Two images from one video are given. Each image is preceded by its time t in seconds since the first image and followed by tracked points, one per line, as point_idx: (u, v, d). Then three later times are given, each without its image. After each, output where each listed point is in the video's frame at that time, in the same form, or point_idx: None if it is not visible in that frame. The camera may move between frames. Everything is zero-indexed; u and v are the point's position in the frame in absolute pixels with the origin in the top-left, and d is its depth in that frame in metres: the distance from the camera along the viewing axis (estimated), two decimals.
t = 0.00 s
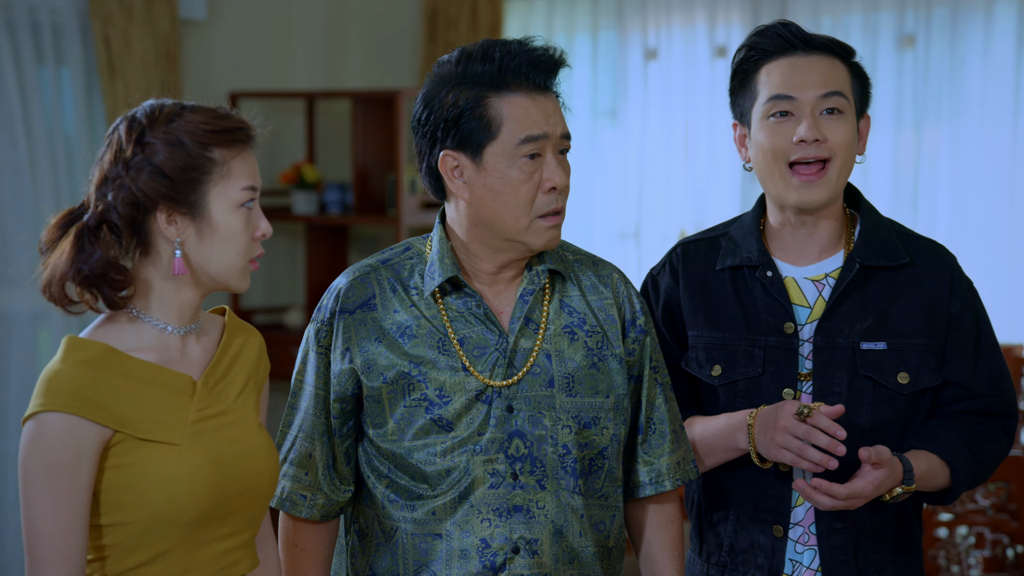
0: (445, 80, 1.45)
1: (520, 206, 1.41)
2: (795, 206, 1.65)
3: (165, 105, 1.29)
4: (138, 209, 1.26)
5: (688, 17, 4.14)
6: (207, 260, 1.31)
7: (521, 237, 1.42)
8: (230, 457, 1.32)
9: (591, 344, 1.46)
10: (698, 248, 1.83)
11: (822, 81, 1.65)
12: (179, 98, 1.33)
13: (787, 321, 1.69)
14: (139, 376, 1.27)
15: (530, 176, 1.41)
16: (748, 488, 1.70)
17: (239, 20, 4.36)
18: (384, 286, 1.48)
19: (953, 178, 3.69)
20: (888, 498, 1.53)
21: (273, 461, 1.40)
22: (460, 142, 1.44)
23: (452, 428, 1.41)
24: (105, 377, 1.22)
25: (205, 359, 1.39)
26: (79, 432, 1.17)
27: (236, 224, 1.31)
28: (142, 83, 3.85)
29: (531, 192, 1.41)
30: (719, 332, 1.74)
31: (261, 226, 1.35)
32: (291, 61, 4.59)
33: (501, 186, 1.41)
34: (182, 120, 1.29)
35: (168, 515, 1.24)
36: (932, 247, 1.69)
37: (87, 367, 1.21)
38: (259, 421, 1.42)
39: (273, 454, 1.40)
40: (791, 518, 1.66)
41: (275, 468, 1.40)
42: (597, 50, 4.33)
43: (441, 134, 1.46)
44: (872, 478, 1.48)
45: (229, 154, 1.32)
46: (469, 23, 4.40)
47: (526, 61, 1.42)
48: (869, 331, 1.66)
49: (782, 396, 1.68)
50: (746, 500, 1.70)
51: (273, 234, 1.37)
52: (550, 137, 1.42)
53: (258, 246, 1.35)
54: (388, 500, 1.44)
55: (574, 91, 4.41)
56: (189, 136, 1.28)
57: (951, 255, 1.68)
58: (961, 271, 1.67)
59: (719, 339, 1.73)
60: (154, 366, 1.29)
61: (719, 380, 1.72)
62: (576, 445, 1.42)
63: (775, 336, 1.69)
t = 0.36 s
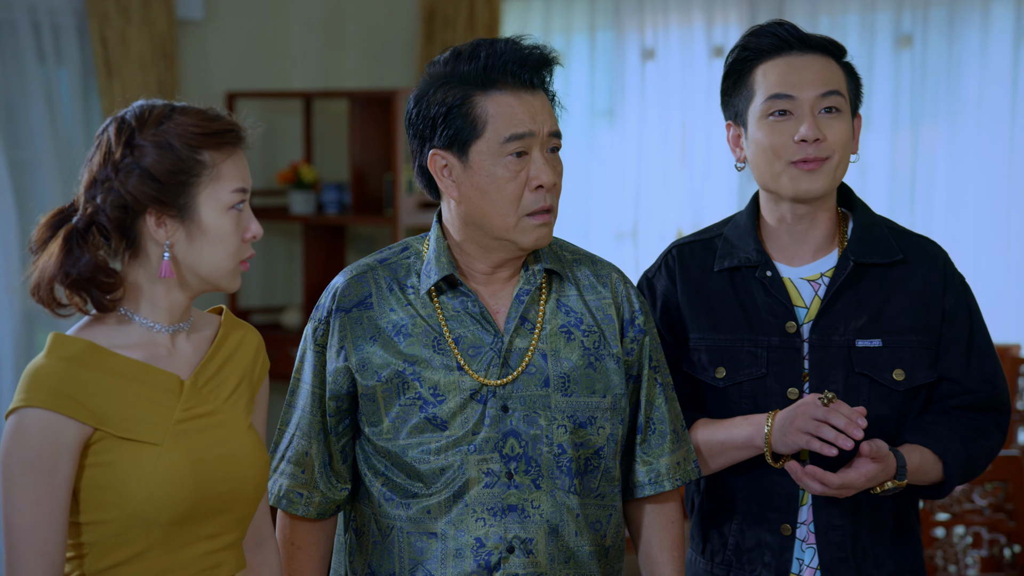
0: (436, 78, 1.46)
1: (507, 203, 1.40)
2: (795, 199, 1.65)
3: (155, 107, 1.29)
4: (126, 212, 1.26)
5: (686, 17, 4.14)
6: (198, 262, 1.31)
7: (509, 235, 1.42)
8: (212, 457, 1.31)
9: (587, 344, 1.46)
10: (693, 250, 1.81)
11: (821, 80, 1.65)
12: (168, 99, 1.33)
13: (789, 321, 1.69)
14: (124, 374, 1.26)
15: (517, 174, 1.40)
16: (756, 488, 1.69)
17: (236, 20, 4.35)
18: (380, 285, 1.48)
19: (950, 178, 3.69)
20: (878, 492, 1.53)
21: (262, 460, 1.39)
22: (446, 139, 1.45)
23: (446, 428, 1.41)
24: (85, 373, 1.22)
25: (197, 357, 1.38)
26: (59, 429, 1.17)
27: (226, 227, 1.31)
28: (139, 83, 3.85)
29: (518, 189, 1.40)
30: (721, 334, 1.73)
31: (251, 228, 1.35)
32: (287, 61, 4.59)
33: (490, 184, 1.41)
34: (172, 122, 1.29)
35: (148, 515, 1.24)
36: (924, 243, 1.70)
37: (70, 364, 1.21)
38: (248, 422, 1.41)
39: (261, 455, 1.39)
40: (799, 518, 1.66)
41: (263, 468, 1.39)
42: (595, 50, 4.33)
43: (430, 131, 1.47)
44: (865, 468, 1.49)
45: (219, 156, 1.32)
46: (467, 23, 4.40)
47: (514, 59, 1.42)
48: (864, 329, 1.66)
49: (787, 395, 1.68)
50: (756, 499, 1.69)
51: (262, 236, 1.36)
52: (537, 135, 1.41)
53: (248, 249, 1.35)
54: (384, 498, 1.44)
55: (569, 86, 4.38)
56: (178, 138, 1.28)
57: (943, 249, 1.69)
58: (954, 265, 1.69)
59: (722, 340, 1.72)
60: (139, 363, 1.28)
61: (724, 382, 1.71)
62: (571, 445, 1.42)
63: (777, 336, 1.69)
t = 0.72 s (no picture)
0: (433, 79, 1.46)
1: (507, 201, 1.40)
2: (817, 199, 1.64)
3: (150, 108, 1.30)
4: (122, 212, 1.26)
5: (685, 17, 4.15)
6: (195, 262, 1.31)
7: (509, 233, 1.42)
8: (200, 462, 1.30)
9: (588, 342, 1.46)
10: (715, 251, 1.81)
11: (840, 77, 1.65)
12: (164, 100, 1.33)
13: (809, 322, 1.70)
14: (113, 376, 1.26)
15: (516, 172, 1.40)
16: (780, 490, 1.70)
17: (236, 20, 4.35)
18: (381, 284, 1.48)
19: (950, 178, 3.70)
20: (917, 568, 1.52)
21: (256, 464, 1.38)
22: (446, 138, 1.45)
23: (447, 426, 1.41)
24: (72, 375, 1.22)
25: (191, 361, 1.37)
26: (43, 431, 1.18)
27: (222, 227, 1.31)
28: (139, 83, 3.85)
29: (518, 187, 1.40)
30: (742, 336, 1.73)
31: (247, 228, 1.34)
32: (287, 61, 4.59)
33: (489, 183, 1.41)
34: (167, 123, 1.29)
35: (133, 520, 1.23)
36: (945, 247, 1.69)
37: (58, 366, 1.22)
38: (244, 426, 1.40)
39: (255, 459, 1.38)
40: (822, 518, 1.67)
41: (256, 472, 1.38)
42: (593, 50, 4.33)
43: (429, 130, 1.47)
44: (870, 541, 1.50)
45: (215, 156, 1.32)
46: (466, 23, 4.40)
47: (510, 60, 1.43)
48: (881, 339, 1.66)
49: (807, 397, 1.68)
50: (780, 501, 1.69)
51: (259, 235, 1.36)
52: (536, 133, 1.41)
53: (245, 248, 1.34)
54: (385, 497, 1.44)
55: (569, 87, 4.38)
56: (173, 138, 1.28)
57: (964, 254, 1.68)
58: (977, 268, 1.68)
59: (743, 343, 1.73)
60: (129, 366, 1.28)
61: (744, 385, 1.71)
62: (571, 444, 1.42)
63: (797, 338, 1.70)
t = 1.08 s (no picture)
0: (436, 81, 1.46)
1: (515, 201, 1.41)
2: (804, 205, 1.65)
3: (150, 109, 1.29)
4: (123, 213, 1.26)
5: (684, 17, 4.15)
6: (195, 263, 1.30)
7: (516, 234, 1.42)
8: (193, 465, 1.30)
9: (589, 342, 1.46)
10: (702, 252, 1.83)
11: (832, 81, 1.65)
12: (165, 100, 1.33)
13: (789, 329, 1.69)
14: (107, 379, 1.26)
15: (524, 173, 1.41)
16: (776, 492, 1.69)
17: (234, 20, 4.35)
18: (381, 283, 1.48)
19: (948, 177, 3.70)
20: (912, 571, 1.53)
21: (253, 468, 1.38)
22: (454, 138, 1.44)
23: (447, 426, 1.41)
24: (65, 377, 1.22)
25: (188, 365, 1.37)
26: (35, 434, 1.18)
27: (223, 227, 1.31)
28: (138, 82, 3.85)
29: (526, 188, 1.40)
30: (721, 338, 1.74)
31: (248, 228, 1.34)
32: (285, 61, 4.58)
33: (497, 183, 1.41)
34: (167, 123, 1.29)
35: (126, 524, 1.23)
36: (933, 249, 1.69)
37: (53, 368, 1.22)
38: (241, 430, 1.40)
39: (252, 464, 1.38)
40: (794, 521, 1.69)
41: (253, 476, 1.38)
42: (592, 50, 4.33)
43: (434, 131, 1.47)
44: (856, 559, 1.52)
45: (216, 156, 1.32)
46: (464, 23, 4.41)
47: (513, 61, 1.43)
48: (870, 340, 1.66)
49: (781, 403, 1.67)
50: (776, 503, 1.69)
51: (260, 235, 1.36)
52: (542, 133, 1.42)
53: (245, 249, 1.34)
54: (385, 497, 1.44)
55: (569, 88, 4.41)
56: (174, 139, 1.28)
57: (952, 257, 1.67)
58: (965, 271, 1.67)
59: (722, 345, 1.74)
60: (124, 369, 1.28)
61: (721, 387, 1.72)
62: (571, 444, 1.42)
63: (776, 343, 1.69)
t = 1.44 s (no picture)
0: (453, 90, 1.41)
1: (549, 199, 1.42)
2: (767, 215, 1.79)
3: (150, 111, 1.29)
4: (124, 217, 1.26)
5: (683, 17, 4.15)
6: (196, 267, 1.31)
7: (551, 232, 1.44)
8: (197, 464, 1.30)
9: (590, 336, 1.47)
10: (731, 251, 1.96)
11: (773, 102, 1.78)
12: (168, 102, 1.33)
13: (781, 334, 1.80)
14: (110, 376, 1.26)
15: (559, 171, 1.43)
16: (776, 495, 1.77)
17: (235, 20, 4.35)
18: (384, 283, 1.48)
19: (947, 177, 3.71)
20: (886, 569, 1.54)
21: (256, 465, 1.38)
22: (488, 143, 1.42)
23: (453, 421, 1.41)
24: (67, 374, 1.22)
25: (190, 362, 1.37)
26: (39, 431, 1.18)
27: (224, 231, 1.31)
28: (137, 82, 3.85)
29: (561, 185, 1.43)
30: (724, 336, 1.89)
31: (248, 231, 1.34)
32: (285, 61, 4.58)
33: (536, 182, 1.42)
34: (170, 126, 1.29)
35: (129, 522, 1.23)
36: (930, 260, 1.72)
37: (55, 365, 1.22)
38: (243, 426, 1.40)
39: (255, 461, 1.38)
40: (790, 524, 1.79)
41: (256, 473, 1.38)
42: (592, 49, 4.34)
43: (458, 137, 1.43)
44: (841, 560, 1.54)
45: (218, 161, 1.32)
46: (464, 23, 4.41)
47: (535, 61, 1.43)
48: (858, 351, 1.72)
49: (765, 406, 1.79)
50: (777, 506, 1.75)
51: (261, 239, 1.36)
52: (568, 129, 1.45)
53: (246, 252, 1.35)
54: (389, 496, 1.44)
55: (569, 87, 4.41)
56: (177, 143, 1.28)
57: (950, 266, 1.70)
58: (964, 283, 1.69)
59: (725, 342, 1.89)
60: (125, 365, 1.28)
61: (718, 382, 1.88)
62: (574, 436, 1.42)
63: (768, 346, 1.81)
